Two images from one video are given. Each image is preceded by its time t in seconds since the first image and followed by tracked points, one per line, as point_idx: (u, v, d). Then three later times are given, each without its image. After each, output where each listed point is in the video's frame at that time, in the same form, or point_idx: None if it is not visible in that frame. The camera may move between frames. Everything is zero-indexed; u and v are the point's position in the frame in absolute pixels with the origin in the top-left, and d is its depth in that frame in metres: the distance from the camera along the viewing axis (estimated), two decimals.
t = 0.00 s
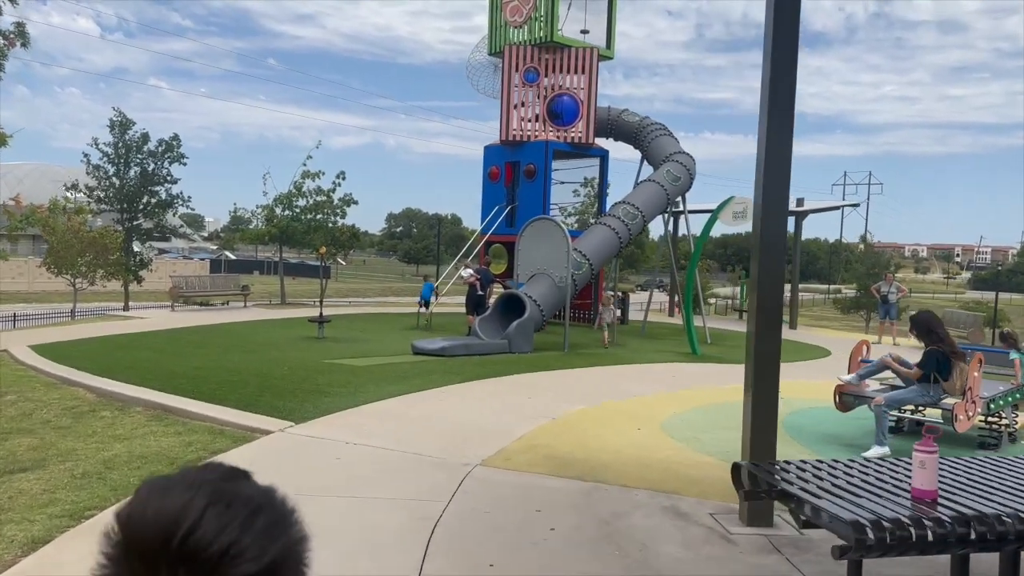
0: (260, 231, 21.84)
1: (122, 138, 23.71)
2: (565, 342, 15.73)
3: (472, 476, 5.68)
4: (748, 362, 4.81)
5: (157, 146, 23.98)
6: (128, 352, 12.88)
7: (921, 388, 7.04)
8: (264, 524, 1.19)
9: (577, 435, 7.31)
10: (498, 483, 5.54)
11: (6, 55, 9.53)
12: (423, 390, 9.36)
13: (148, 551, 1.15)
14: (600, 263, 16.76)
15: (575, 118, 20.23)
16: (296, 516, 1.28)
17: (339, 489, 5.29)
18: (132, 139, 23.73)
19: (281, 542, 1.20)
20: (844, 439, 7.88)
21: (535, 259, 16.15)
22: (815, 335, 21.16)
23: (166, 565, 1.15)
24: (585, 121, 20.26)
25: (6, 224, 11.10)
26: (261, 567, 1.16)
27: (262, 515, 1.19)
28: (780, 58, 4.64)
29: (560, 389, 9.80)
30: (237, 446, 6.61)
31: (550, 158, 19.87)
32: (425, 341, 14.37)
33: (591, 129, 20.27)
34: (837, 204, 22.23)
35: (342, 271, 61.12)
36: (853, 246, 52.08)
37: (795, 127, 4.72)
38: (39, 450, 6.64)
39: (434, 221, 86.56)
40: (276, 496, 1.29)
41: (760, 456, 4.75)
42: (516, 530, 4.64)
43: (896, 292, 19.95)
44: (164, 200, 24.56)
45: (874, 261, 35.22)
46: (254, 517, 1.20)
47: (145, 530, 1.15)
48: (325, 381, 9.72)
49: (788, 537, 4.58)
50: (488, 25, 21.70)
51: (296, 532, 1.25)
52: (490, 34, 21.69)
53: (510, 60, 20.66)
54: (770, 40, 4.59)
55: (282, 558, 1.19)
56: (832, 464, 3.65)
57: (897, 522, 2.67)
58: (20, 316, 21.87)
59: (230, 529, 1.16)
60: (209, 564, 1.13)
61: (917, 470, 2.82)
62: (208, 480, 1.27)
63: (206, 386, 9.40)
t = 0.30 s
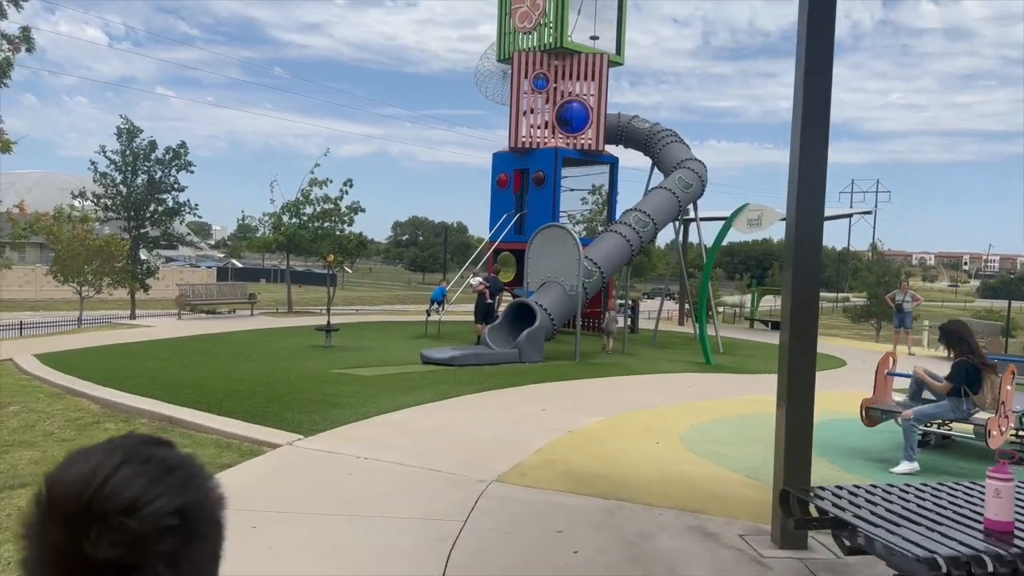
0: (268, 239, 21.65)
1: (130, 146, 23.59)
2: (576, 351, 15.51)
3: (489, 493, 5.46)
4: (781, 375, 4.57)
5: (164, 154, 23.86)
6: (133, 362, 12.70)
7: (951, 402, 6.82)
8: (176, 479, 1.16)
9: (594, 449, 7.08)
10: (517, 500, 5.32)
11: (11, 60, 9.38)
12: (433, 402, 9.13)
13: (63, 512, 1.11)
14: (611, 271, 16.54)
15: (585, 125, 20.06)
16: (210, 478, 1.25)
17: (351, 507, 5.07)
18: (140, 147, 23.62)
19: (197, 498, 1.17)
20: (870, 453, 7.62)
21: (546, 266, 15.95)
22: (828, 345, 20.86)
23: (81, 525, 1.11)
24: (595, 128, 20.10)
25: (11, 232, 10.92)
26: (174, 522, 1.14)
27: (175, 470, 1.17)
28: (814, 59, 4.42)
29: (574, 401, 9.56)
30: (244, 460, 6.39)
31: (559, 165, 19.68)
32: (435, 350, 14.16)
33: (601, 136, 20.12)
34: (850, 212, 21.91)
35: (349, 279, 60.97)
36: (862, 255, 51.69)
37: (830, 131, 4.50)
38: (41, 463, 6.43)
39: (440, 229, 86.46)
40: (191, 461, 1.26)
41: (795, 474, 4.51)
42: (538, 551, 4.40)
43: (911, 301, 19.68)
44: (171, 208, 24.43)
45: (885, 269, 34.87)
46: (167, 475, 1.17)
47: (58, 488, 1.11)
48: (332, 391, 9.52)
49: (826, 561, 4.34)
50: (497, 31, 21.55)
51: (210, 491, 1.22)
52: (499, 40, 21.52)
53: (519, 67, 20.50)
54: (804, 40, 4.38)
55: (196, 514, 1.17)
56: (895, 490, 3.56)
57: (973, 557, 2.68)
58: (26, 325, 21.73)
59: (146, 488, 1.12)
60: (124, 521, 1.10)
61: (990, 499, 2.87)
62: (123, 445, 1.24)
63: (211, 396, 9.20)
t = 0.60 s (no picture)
0: (275, 249, 21.39)
1: (138, 156, 23.48)
2: (588, 362, 15.26)
3: (507, 514, 5.22)
4: (818, 392, 4.34)
5: (172, 164, 23.74)
6: (139, 374, 12.49)
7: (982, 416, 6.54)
8: (80, 464, 1.35)
9: (613, 465, 6.84)
10: (536, 522, 5.07)
11: (16, 68, 9.23)
12: (444, 415, 8.89)
13: None
14: (624, 280, 16.30)
15: (594, 133, 19.83)
16: (119, 468, 1.42)
17: (362, 530, 4.83)
18: (148, 158, 23.50)
19: (104, 476, 1.36)
20: (899, 469, 7.35)
21: (557, 276, 15.72)
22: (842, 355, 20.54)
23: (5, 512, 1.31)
24: (605, 136, 19.84)
25: (15, 242, 10.74)
26: (75, 500, 1.31)
27: (78, 456, 1.35)
28: (852, 56, 4.15)
29: (589, 414, 9.29)
30: (250, 478, 6.17)
31: (569, 173, 19.47)
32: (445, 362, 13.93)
33: (611, 144, 19.85)
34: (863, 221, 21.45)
35: (356, 290, 60.77)
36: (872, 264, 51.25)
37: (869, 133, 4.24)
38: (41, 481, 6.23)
39: (447, 239, 86.32)
40: (103, 454, 1.44)
41: (834, 492, 4.29)
42: None
43: (928, 310, 19.36)
44: (179, 218, 24.28)
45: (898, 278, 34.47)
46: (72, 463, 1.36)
47: None
48: (339, 404, 9.31)
49: None
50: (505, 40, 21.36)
51: (116, 473, 1.39)
52: (508, 48, 21.32)
53: (528, 75, 20.27)
54: (840, 39, 4.12)
55: (104, 491, 1.34)
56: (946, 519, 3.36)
57: None
58: (33, 336, 21.58)
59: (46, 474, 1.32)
60: (31, 508, 1.29)
61: None
62: (53, 443, 1.49)
63: (216, 409, 9.01)
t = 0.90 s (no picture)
0: (277, 266, 20.94)
1: (139, 173, 23.32)
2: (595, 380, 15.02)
3: (521, 545, 4.97)
4: (852, 415, 4.11)
5: (174, 181, 23.60)
6: (138, 394, 12.23)
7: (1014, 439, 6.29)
8: (76, 523, 1.19)
9: (628, 490, 6.61)
10: (551, 554, 4.82)
11: (13, 83, 9.07)
12: (451, 437, 8.64)
13: None
14: (631, 296, 16.08)
15: (599, 148, 19.68)
16: (119, 528, 1.27)
17: (368, 564, 4.58)
18: (149, 175, 23.36)
19: (97, 537, 1.20)
20: (922, 494, 7.11)
21: (563, 293, 15.48)
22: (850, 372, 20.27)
23: None
24: (609, 151, 19.70)
25: (11, 260, 10.52)
26: (57, 565, 1.15)
27: (74, 515, 1.19)
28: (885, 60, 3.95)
29: (599, 435, 9.04)
30: (251, 506, 5.90)
31: (574, 188, 19.29)
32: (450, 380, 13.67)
33: (616, 159, 19.69)
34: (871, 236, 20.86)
35: (358, 306, 60.56)
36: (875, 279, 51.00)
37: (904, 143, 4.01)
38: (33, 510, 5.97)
39: (449, 255, 86.26)
40: (102, 507, 1.28)
41: (870, 523, 4.06)
42: None
43: (939, 326, 19.11)
44: (180, 235, 24.09)
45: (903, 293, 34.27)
46: (67, 520, 1.19)
47: None
48: (342, 426, 9.04)
49: None
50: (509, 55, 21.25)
51: (116, 541, 1.24)
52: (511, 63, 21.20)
53: (533, 88, 20.08)
54: (873, 46, 3.90)
55: (90, 555, 1.18)
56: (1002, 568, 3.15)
57: None
58: (32, 354, 21.34)
59: (40, 526, 1.16)
60: (13, 563, 1.13)
61: None
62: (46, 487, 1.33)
63: (216, 432, 8.75)
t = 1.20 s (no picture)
0: (270, 282, 19.96)
1: (133, 190, 23.10)
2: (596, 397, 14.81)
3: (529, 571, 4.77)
4: (880, 439, 3.93)
5: (168, 198, 23.36)
6: (129, 414, 11.93)
7: None
8: (65, 503, 1.26)
9: (637, 511, 6.41)
10: None
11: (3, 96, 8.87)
12: (451, 457, 8.41)
13: None
14: (631, 311, 15.89)
15: (597, 163, 19.57)
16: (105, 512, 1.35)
17: None
18: (143, 191, 23.12)
19: (84, 519, 1.28)
20: (937, 513, 6.93)
21: (563, 308, 15.30)
22: (850, 387, 20.09)
23: None
24: (607, 166, 19.61)
25: None
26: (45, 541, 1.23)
27: (65, 496, 1.27)
28: (911, 62, 3.79)
29: (603, 454, 8.83)
30: (246, 531, 5.67)
31: (572, 203, 19.15)
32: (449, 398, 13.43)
33: (614, 173, 19.59)
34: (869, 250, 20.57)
35: (353, 322, 60.21)
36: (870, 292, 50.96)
37: (930, 156, 3.84)
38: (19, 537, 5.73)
39: (445, 271, 86.14)
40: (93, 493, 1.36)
41: (901, 547, 3.87)
42: None
43: (941, 340, 18.96)
44: (174, 252, 23.81)
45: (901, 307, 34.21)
46: (57, 501, 1.27)
47: None
48: (339, 447, 8.80)
49: None
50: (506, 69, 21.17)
51: (101, 523, 1.32)
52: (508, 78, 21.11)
53: (531, 103, 20.00)
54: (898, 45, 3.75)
55: (77, 535, 1.26)
56: None
57: None
58: (22, 373, 20.97)
59: (31, 505, 1.24)
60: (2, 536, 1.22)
61: None
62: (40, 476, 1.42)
63: (210, 453, 8.50)
